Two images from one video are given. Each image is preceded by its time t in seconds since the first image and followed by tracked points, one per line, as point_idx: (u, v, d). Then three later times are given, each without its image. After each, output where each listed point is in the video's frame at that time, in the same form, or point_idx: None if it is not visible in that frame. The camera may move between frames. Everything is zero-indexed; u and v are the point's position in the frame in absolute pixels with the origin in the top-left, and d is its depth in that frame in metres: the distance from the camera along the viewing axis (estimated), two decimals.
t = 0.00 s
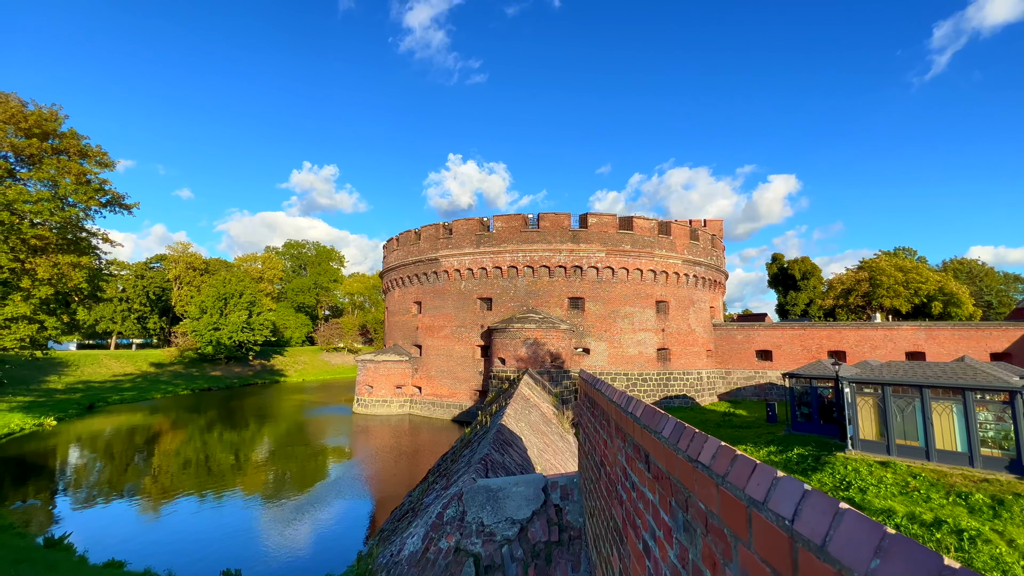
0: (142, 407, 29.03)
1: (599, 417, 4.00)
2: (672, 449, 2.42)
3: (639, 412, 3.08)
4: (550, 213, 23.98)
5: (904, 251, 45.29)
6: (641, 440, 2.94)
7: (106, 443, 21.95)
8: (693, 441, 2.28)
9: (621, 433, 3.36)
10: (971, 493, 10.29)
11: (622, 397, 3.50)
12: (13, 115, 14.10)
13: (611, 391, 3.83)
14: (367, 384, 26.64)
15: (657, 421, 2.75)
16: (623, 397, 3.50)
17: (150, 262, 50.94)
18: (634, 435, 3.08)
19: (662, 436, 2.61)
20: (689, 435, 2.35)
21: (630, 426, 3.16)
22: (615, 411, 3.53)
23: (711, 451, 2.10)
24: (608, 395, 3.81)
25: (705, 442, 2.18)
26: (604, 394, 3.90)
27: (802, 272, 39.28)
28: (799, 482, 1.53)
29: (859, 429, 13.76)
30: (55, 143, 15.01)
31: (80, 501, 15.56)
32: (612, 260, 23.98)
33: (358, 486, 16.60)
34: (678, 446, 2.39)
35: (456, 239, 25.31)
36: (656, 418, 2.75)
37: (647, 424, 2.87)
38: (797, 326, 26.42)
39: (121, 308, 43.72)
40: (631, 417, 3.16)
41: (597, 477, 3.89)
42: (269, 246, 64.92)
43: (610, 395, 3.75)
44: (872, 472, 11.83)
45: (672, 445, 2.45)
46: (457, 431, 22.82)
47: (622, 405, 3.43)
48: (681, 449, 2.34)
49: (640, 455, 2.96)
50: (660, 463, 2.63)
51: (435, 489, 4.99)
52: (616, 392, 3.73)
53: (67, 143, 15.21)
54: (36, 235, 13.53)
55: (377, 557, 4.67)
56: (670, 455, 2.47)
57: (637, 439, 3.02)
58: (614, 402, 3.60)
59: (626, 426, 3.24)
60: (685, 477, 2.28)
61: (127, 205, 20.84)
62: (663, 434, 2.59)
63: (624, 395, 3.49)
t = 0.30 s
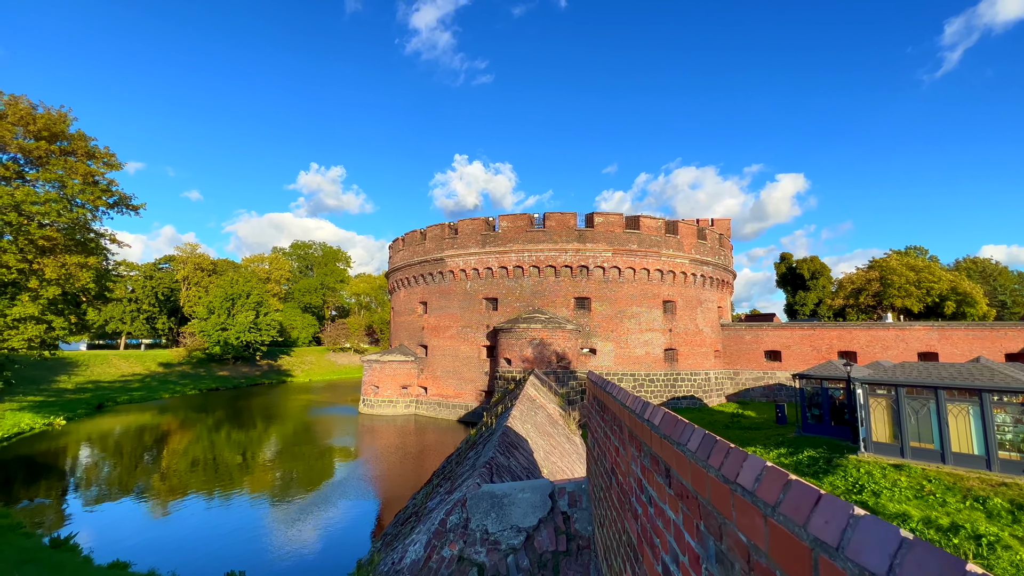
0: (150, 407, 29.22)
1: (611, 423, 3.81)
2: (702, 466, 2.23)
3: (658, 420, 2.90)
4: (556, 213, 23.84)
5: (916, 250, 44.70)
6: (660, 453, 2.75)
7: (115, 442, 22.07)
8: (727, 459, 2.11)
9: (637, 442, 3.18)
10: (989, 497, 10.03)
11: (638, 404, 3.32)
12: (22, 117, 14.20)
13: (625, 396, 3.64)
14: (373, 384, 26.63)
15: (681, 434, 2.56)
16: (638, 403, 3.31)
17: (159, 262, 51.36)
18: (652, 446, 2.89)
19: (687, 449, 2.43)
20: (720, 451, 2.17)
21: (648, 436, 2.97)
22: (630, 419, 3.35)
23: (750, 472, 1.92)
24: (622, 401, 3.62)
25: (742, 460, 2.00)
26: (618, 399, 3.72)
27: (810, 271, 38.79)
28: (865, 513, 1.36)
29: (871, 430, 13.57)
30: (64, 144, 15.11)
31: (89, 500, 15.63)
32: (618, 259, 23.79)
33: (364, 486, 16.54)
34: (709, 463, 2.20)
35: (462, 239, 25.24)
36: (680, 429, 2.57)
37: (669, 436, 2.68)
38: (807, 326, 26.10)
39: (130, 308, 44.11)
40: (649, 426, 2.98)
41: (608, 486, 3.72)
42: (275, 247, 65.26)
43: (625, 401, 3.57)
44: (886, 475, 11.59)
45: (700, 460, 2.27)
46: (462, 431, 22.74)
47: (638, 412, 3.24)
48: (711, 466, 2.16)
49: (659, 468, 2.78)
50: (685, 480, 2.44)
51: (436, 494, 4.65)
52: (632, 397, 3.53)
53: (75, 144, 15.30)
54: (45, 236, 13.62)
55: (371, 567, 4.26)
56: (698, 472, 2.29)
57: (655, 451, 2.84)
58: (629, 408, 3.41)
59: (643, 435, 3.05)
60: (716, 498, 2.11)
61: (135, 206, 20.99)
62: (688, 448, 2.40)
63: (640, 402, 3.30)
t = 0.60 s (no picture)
0: (162, 407, 29.49)
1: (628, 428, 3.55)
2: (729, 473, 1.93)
3: (677, 422, 2.61)
4: (564, 212, 23.66)
5: (931, 249, 43.88)
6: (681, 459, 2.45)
7: (128, 441, 22.28)
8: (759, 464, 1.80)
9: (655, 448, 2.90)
10: (1013, 503, 9.70)
11: (656, 406, 3.03)
12: (34, 119, 14.34)
13: (642, 398, 3.37)
14: (381, 384, 26.65)
15: (703, 436, 2.26)
16: (656, 405, 3.04)
17: (171, 264, 51.95)
18: (672, 452, 2.60)
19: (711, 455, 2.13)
20: (751, 455, 1.86)
21: (666, 441, 2.68)
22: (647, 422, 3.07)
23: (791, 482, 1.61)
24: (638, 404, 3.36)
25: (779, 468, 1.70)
26: (634, 402, 3.46)
27: (823, 270, 38.14)
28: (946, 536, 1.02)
29: (889, 433, 13.17)
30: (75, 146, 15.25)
31: (103, 497, 15.80)
32: (627, 259, 23.56)
33: (371, 486, 16.49)
34: (738, 469, 1.90)
35: (469, 239, 25.16)
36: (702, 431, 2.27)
37: (690, 439, 2.38)
38: (820, 326, 25.66)
39: (142, 309, 44.60)
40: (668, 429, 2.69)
41: (625, 495, 3.49)
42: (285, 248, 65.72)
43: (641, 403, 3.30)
44: (904, 479, 11.27)
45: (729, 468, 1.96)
46: (470, 431, 22.64)
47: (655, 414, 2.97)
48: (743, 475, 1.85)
49: (681, 477, 2.48)
50: (710, 490, 2.13)
51: (443, 497, 4.52)
52: (648, 399, 3.26)
53: (87, 146, 15.45)
54: (56, 237, 13.75)
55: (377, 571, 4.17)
56: (726, 481, 1.98)
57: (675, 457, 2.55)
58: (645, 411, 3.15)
59: (661, 439, 2.77)
60: (749, 511, 1.80)
61: (145, 208, 21.19)
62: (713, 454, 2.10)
63: (658, 403, 3.02)
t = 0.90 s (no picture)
0: (173, 406, 29.74)
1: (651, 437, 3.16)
2: (788, 497, 1.52)
3: (711, 430, 2.21)
4: (572, 211, 23.46)
5: (948, 247, 42.93)
6: (720, 475, 2.04)
7: (141, 439, 22.49)
8: (827, 485, 1.38)
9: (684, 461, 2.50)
10: None
11: (685, 412, 2.64)
12: (46, 120, 14.45)
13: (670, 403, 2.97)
14: (389, 384, 26.65)
15: (749, 447, 1.85)
16: (686, 411, 2.64)
17: (182, 265, 52.50)
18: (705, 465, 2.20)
19: (761, 473, 1.71)
20: (818, 475, 1.45)
21: (698, 452, 2.28)
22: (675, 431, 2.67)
23: (867, 505, 1.20)
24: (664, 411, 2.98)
25: (853, 489, 1.29)
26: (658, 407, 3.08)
27: (836, 269, 37.43)
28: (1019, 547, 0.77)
29: (908, 435, 12.87)
30: (86, 148, 15.38)
31: (117, 495, 15.93)
32: (636, 257, 23.28)
33: (380, 486, 16.41)
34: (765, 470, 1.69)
35: (477, 239, 25.05)
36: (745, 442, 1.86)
37: (729, 451, 1.98)
38: (833, 326, 25.20)
39: (154, 309, 45.09)
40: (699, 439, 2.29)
41: (643, 506, 3.24)
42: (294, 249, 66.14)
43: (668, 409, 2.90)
44: (925, 483, 10.94)
45: (787, 489, 1.54)
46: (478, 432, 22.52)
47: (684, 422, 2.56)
48: (807, 499, 1.43)
49: (718, 496, 2.08)
50: (762, 516, 1.71)
51: (447, 503, 4.32)
52: (675, 404, 2.87)
53: (97, 147, 15.57)
54: (67, 238, 13.87)
55: None
56: (784, 505, 1.56)
57: (710, 473, 2.14)
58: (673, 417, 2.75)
59: (692, 450, 2.37)
60: (820, 550, 1.38)
61: (155, 209, 21.33)
62: (764, 471, 1.69)
63: (688, 409, 2.62)
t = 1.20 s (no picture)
0: (184, 405, 29.97)
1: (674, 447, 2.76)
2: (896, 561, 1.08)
3: (758, 449, 1.78)
4: (581, 210, 23.24)
5: (966, 246, 42.05)
6: (777, 509, 1.63)
7: (153, 438, 22.67)
8: (961, 552, 0.90)
9: (720, 482, 2.08)
10: None
11: (715, 422, 2.23)
12: (55, 121, 14.58)
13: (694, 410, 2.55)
14: (397, 384, 26.62)
15: (821, 484, 1.42)
16: (715, 420, 2.23)
17: (194, 265, 53.06)
18: (753, 494, 1.79)
19: (845, 517, 1.29)
20: (950, 534, 0.97)
21: (742, 477, 1.87)
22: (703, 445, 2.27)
23: None
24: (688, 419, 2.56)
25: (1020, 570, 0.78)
26: (680, 417, 2.66)
27: (849, 268, 36.74)
28: None
29: (927, 438, 12.44)
30: (96, 148, 15.51)
31: (132, 493, 16.06)
32: (645, 256, 23.00)
33: (388, 487, 16.32)
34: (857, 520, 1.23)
35: (485, 238, 24.93)
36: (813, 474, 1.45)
37: (790, 482, 1.56)
38: (848, 325, 24.72)
39: (166, 309, 45.57)
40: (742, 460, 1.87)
41: (667, 531, 2.84)
42: (304, 250, 66.57)
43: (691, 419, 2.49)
44: (946, 488, 10.59)
45: (891, 549, 1.10)
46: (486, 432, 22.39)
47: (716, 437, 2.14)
48: (927, 567, 0.98)
49: (771, 533, 1.68)
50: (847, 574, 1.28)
51: (451, 511, 4.05)
52: (700, 410, 2.47)
53: (107, 148, 15.70)
54: (77, 238, 13.99)
55: None
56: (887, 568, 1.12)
57: (760, 504, 1.73)
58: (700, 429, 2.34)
59: (731, 471, 1.96)
60: None
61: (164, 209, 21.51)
62: (848, 517, 1.27)
63: (718, 417, 2.21)
